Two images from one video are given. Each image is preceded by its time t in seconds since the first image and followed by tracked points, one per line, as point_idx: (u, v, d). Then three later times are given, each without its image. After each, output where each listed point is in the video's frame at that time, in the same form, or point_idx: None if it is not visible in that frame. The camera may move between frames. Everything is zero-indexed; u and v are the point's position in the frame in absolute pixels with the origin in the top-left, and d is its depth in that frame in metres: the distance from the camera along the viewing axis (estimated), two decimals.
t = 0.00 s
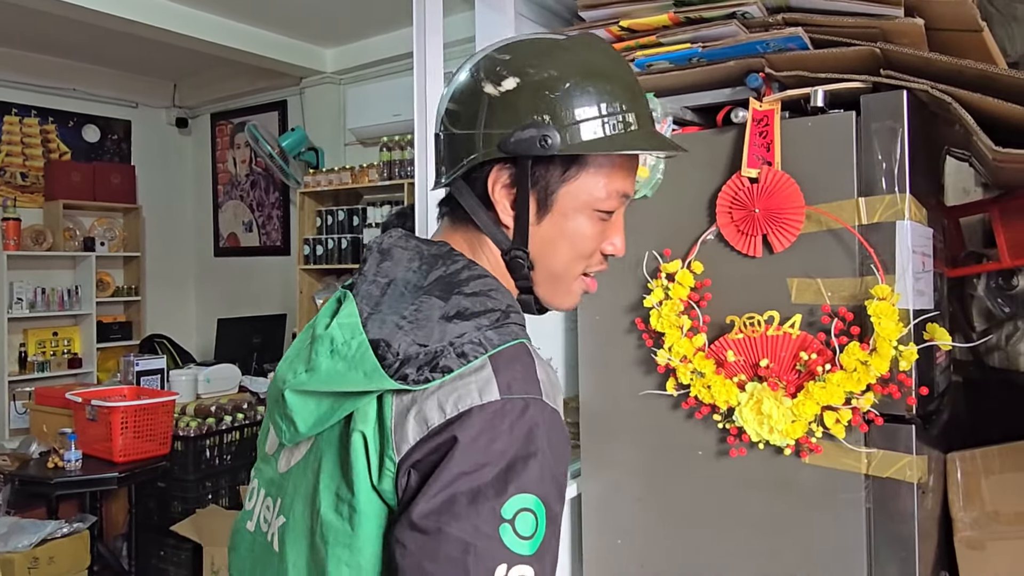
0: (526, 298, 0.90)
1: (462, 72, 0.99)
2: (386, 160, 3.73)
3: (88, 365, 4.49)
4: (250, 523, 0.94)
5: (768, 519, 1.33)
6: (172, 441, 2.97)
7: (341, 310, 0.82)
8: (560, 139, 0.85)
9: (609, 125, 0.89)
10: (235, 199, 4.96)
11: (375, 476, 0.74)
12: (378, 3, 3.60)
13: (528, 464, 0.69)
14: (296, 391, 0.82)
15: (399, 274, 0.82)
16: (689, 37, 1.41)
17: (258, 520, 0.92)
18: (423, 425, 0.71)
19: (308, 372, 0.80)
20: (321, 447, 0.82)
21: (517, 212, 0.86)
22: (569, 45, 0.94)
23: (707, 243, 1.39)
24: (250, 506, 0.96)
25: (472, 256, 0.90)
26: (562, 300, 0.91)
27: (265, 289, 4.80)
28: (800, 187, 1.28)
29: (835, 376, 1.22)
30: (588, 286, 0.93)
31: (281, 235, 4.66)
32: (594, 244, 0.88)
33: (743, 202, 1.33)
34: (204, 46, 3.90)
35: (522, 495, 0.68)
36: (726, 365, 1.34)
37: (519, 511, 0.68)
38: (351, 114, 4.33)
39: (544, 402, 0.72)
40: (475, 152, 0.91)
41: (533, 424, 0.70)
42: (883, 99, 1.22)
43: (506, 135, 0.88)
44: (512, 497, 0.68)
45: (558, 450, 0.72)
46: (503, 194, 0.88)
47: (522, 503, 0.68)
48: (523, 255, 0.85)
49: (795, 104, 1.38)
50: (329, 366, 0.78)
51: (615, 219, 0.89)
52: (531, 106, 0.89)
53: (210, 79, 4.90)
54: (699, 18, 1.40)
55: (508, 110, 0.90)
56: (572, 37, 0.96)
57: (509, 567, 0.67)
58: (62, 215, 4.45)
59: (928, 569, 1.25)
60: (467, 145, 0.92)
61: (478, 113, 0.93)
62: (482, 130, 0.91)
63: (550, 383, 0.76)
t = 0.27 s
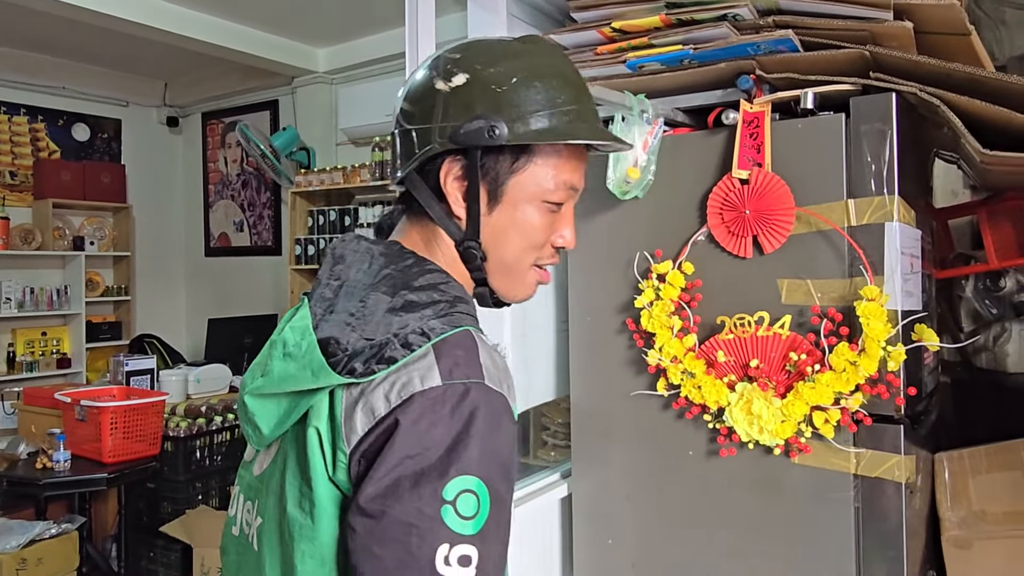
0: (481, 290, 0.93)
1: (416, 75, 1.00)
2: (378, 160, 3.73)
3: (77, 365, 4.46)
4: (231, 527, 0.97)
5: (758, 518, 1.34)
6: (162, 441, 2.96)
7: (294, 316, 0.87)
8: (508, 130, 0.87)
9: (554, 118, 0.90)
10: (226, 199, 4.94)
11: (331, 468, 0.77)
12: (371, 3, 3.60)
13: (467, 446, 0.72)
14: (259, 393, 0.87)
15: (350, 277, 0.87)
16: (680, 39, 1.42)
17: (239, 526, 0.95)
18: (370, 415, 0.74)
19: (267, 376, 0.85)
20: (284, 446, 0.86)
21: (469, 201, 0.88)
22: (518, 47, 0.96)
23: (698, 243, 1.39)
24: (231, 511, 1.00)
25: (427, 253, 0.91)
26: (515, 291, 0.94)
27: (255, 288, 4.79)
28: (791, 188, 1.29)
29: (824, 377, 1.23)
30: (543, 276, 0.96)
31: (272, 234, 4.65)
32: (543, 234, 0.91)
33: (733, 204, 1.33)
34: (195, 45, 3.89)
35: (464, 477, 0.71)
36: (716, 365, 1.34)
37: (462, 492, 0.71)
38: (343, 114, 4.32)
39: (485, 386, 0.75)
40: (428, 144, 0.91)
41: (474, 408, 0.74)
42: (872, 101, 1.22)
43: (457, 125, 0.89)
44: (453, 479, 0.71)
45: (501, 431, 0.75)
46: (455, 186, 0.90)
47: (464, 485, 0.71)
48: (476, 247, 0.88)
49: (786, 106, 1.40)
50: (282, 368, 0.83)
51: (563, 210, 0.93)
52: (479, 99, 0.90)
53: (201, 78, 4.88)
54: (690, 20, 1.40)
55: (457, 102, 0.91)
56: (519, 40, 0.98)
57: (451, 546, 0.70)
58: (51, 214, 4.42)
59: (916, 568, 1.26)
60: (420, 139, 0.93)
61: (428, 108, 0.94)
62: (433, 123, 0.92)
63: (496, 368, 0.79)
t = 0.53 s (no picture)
0: (417, 306, 0.94)
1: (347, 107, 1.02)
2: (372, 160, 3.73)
3: (69, 365, 4.45)
4: (176, 544, 0.98)
5: (750, 517, 1.35)
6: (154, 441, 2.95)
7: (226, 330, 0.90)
8: (438, 147, 0.90)
9: (480, 137, 0.93)
10: (219, 199, 4.93)
11: (256, 471, 0.78)
12: (364, 3, 3.60)
13: (384, 442, 0.73)
14: (192, 403, 0.89)
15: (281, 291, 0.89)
16: (673, 39, 1.42)
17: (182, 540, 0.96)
18: (293, 416, 0.75)
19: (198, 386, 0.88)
20: (217, 454, 0.87)
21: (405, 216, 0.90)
22: (447, 77, 0.99)
23: (690, 244, 1.40)
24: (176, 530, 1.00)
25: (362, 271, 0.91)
26: (449, 303, 0.95)
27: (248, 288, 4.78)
28: (783, 189, 1.30)
29: (815, 376, 1.24)
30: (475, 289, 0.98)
31: (265, 234, 4.64)
32: (474, 248, 0.94)
33: (725, 204, 1.34)
34: (188, 45, 3.88)
35: (380, 473, 0.72)
36: (708, 365, 1.35)
37: (377, 488, 0.71)
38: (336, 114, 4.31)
39: (404, 385, 0.77)
40: (364, 165, 0.92)
41: (391, 406, 0.74)
42: (863, 103, 1.23)
43: (392, 144, 0.91)
44: (368, 475, 0.71)
45: (418, 429, 0.76)
46: (390, 204, 0.91)
47: (379, 481, 0.72)
48: (413, 260, 0.90)
49: (777, 107, 1.39)
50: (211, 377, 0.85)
51: (492, 225, 0.96)
52: (410, 120, 0.92)
53: (193, 78, 4.87)
54: (683, 21, 1.41)
55: (388, 124, 0.93)
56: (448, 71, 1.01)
57: (365, 541, 0.70)
58: (43, 214, 4.41)
59: (906, 567, 1.27)
60: (354, 161, 0.94)
61: (360, 132, 0.95)
62: (366, 145, 0.93)
63: (417, 370, 0.81)
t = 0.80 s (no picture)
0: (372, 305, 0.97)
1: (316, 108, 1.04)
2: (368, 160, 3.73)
3: (63, 365, 4.44)
4: (140, 529, 1.04)
5: (744, 517, 1.35)
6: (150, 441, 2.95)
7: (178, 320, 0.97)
8: (406, 156, 0.93)
9: (445, 149, 0.96)
10: (215, 199, 4.93)
11: (195, 449, 0.84)
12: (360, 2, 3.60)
13: (312, 422, 0.76)
14: (145, 388, 0.96)
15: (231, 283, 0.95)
16: (669, 40, 1.43)
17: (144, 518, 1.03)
18: (228, 396, 0.80)
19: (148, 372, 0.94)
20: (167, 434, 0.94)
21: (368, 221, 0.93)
22: (419, 85, 1.02)
23: (686, 244, 1.40)
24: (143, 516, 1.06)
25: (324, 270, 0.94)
26: (404, 308, 0.98)
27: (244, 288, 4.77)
28: (778, 190, 1.30)
29: (810, 376, 1.24)
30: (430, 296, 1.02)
31: (261, 234, 4.63)
32: (434, 256, 0.97)
33: (721, 205, 1.34)
34: (184, 44, 3.87)
35: (308, 451, 0.75)
36: (704, 365, 1.35)
37: (303, 466, 0.75)
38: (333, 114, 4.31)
39: (339, 369, 0.80)
40: (331, 167, 0.94)
41: (323, 389, 0.78)
42: (859, 104, 1.24)
43: (362, 150, 0.94)
44: (295, 453, 0.75)
45: (350, 411, 0.79)
46: (355, 208, 0.94)
47: (307, 459, 0.75)
48: (372, 264, 0.92)
49: (773, 108, 1.40)
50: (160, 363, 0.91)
51: (453, 235, 1.00)
52: (380, 128, 0.95)
53: (189, 77, 4.86)
54: (679, 22, 1.42)
55: (358, 129, 0.95)
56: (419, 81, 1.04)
57: (287, 516, 0.73)
58: (38, 213, 4.39)
59: (900, 566, 1.28)
60: (320, 162, 0.96)
61: (329, 133, 0.97)
62: (334, 148, 0.95)
63: (357, 357, 0.84)
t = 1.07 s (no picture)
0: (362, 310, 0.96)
1: (335, 105, 1.03)
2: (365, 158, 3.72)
3: (58, 364, 4.43)
4: (139, 524, 1.03)
5: (740, 515, 1.35)
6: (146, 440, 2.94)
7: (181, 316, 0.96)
8: (426, 173, 0.93)
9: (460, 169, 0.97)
10: (211, 196, 4.91)
11: (195, 444, 0.83)
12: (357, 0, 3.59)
13: (314, 417, 0.77)
14: (146, 383, 0.95)
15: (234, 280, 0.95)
16: (665, 39, 1.43)
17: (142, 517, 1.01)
18: (230, 391, 0.79)
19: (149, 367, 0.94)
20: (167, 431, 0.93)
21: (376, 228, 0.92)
22: (445, 102, 1.02)
23: (682, 243, 1.40)
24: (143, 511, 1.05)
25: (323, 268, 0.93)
26: (394, 318, 0.98)
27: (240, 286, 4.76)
28: (775, 188, 1.30)
29: (806, 374, 1.24)
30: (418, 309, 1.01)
31: (257, 232, 4.62)
32: (430, 270, 0.96)
33: (717, 203, 1.34)
34: (179, 42, 3.85)
35: (310, 447, 0.76)
36: (700, 364, 1.35)
37: (304, 461, 0.75)
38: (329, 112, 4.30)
39: (340, 365, 0.80)
40: (349, 169, 0.94)
41: (325, 385, 0.78)
42: (854, 103, 1.24)
43: (382, 158, 0.93)
44: (297, 448, 0.75)
45: (351, 407, 0.80)
46: (365, 212, 0.94)
47: (309, 454, 0.75)
48: (370, 268, 0.92)
49: (769, 106, 1.40)
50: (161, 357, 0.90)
51: (450, 253, 0.98)
52: (396, 138, 0.95)
53: (185, 75, 4.85)
54: (676, 21, 1.42)
55: (381, 137, 0.95)
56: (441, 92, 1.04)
57: (289, 509, 0.74)
58: (33, 211, 4.38)
59: (896, 563, 1.28)
60: (337, 163, 0.95)
61: (350, 135, 0.96)
62: (354, 151, 0.95)
63: (358, 354, 0.84)
